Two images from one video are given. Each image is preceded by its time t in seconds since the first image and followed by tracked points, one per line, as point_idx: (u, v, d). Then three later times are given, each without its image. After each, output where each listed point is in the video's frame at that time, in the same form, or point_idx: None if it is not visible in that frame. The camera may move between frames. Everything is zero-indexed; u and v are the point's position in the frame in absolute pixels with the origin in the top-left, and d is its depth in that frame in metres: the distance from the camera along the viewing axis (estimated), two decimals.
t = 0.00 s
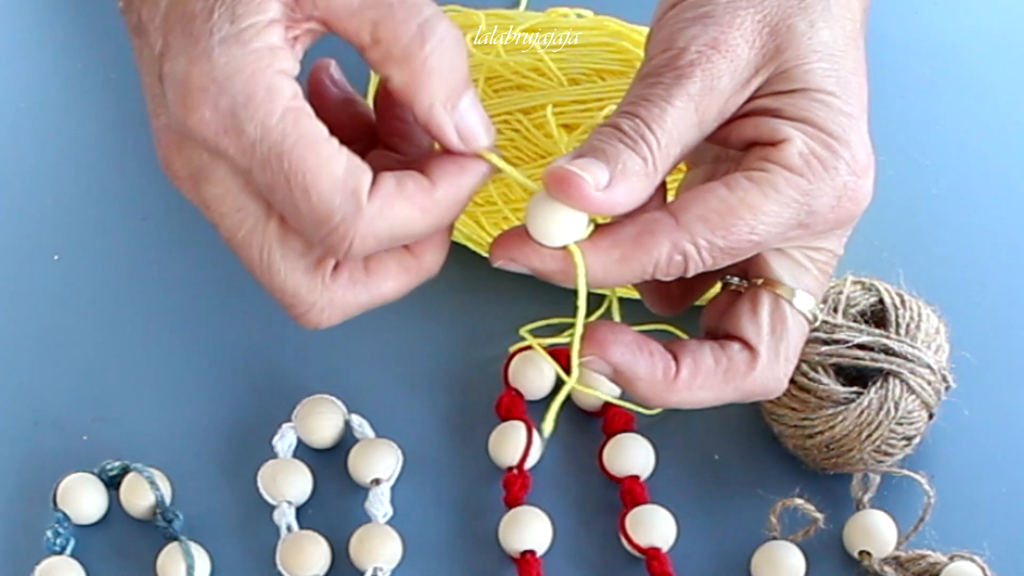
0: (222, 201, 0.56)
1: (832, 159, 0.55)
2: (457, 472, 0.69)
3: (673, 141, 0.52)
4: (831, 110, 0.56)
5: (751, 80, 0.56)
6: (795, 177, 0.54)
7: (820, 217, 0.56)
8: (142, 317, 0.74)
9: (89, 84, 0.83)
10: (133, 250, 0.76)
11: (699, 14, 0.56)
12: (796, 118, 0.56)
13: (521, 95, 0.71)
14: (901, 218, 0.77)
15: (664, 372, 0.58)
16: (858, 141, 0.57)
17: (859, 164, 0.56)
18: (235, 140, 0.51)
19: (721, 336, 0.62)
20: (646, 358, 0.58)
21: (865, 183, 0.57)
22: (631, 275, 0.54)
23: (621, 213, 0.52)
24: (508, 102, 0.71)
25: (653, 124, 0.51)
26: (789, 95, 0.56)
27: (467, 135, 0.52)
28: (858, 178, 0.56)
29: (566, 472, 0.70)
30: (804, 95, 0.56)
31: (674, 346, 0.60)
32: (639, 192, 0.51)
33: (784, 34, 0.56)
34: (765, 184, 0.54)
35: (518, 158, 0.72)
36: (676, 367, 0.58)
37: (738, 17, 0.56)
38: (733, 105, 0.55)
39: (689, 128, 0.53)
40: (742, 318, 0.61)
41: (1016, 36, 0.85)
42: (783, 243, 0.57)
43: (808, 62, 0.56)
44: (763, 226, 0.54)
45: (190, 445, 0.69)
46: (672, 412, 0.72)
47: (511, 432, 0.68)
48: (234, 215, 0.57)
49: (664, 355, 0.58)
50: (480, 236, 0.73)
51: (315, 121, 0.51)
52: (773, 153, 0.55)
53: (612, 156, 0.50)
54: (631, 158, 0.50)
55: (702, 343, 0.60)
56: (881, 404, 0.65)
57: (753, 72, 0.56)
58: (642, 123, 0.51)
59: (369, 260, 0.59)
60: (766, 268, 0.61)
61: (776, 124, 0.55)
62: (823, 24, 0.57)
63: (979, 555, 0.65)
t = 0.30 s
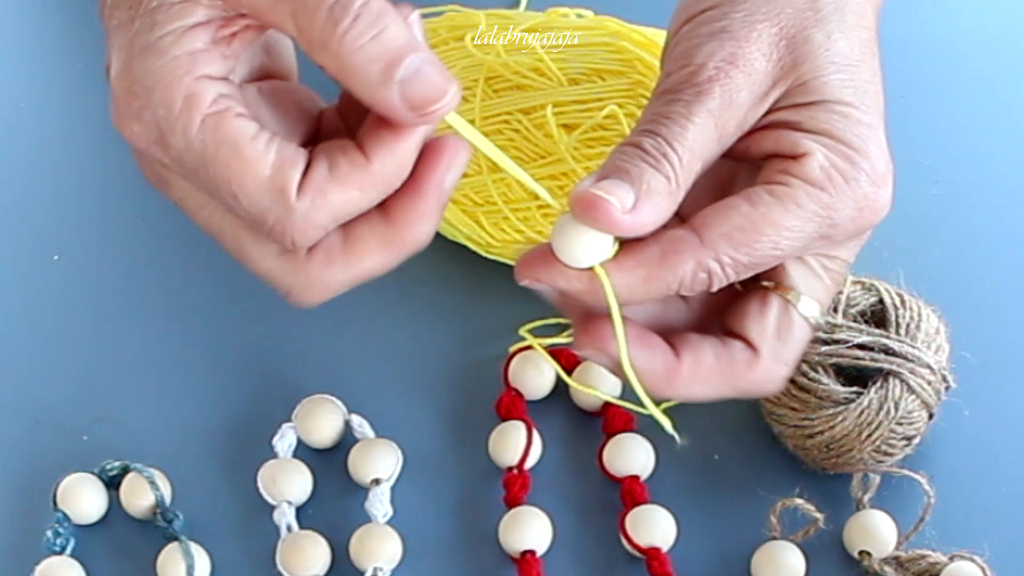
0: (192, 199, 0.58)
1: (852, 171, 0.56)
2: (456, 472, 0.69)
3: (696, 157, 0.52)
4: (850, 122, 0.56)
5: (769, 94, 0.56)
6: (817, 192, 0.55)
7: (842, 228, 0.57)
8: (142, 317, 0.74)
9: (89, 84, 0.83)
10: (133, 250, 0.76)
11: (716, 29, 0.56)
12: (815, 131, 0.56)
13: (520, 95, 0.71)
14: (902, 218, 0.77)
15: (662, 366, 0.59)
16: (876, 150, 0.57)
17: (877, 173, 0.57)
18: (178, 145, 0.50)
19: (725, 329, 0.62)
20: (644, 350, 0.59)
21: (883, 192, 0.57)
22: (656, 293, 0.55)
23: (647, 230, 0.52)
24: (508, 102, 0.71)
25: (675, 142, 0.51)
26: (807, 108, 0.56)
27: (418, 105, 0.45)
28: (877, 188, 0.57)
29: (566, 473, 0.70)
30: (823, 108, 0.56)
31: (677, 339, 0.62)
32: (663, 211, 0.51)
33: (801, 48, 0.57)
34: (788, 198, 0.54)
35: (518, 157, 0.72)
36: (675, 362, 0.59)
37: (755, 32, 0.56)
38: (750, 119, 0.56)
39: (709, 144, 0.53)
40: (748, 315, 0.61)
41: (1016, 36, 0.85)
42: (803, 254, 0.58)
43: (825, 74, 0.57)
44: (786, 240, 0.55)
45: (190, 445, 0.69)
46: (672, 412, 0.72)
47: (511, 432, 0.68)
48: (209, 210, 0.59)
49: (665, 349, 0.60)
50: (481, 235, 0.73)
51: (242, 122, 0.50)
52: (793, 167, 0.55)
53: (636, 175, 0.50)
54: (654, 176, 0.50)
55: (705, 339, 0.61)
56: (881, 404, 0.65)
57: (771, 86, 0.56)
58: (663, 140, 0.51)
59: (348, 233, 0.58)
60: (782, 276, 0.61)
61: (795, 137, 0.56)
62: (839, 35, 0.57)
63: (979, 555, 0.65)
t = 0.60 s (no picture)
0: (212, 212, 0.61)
1: (856, 179, 0.56)
2: (456, 472, 0.69)
3: (701, 155, 0.52)
4: (855, 129, 0.56)
5: (776, 97, 0.56)
6: (819, 198, 0.55)
7: (841, 236, 0.57)
8: (142, 317, 0.74)
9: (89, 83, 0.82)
10: (133, 250, 0.76)
11: (729, 29, 0.56)
12: (821, 137, 0.56)
13: (520, 95, 0.71)
14: (901, 218, 0.77)
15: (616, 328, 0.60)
16: (879, 158, 0.57)
17: (879, 182, 0.57)
18: (187, 197, 0.53)
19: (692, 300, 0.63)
20: (600, 313, 0.59)
21: (882, 201, 0.57)
22: (653, 289, 0.55)
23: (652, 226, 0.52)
24: (509, 102, 0.72)
25: (682, 138, 0.51)
26: (814, 113, 0.56)
27: (344, 114, 0.45)
28: (876, 197, 0.57)
29: (566, 472, 0.70)
30: (829, 114, 0.56)
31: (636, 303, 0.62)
32: (667, 207, 0.50)
33: (810, 55, 0.56)
34: (789, 204, 0.54)
35: (518, 157, 0.72)
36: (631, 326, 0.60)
37: (767, 34, 0.56)
38: (757, 120, 0.55)
39: (715, 143, 0.53)
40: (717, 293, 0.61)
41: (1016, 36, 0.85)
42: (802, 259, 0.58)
43: (833, 80, 0.56)
44: (787, 246, 0.55)
45: (190, 445, 0.69)
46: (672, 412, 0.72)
47: (511, 432, 0.68)
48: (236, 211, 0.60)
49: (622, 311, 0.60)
50: (481, 235, 0.73)
51: (227, 160, 0.52)
52: (797, 172, 0.55)
53: (642, 171, 0.49)
54: (659, 172, 0.50)
55: (665, 309, 0.61)
56: (881, 404, 0.65)
57: (779, 90, 0.56)
58: (671, 136, 0.51)
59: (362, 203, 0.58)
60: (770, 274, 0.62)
61: (801, 144, 0.56)
62: (848, 43, 0.57)
63: (979, 556, 0.65)
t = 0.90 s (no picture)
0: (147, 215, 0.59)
1: (833, 193, 0.58)
2: (456, 472, 0.69)
3: (682, 135, 0.52)
4: (839, 140, 0.57)
5: (768, 88, 0.56)
6: (795, 212, 0.57)
7: (813, 244, 0.60)
8: (142, 317, 0.74)
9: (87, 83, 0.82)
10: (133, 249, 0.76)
11: (730, 12, 0.57)
12: (806, 143, 0.57)
13: (521, 95, 0.72)
14: (902, 219, 0.77)
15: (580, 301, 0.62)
16: (857, 170, 0.59)
17: (854, 194, 0.59)
18: (143, 248, 0.54)
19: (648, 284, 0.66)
20: (563, 281, 0.61)
21: (855, 212, 0.60)
22: (622, 276, 0.58)
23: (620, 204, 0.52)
24: (509, 102, 0.72)
25: (665, 116, 0.52)
26: (801, 116, 0.57)
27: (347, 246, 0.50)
28: (851, 209, 0.59)
29: (566, 473, 0.70)
30: (816, 120, 0.57)
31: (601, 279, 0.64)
32: (639, 186, 0.51)
33: (807, 53, 0.57)
34: (766, 217, 0.57)
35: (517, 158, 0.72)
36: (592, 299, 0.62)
37: (768, 24, 0.56)
38: (749, 108, 0.56)
39: (699, 125, 0.53)
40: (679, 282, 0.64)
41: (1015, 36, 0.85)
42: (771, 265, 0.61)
43: (824, 83, 0.57)
44: (759, 258, 0.58)
45: (190, 445, 0.69)
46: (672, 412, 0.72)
47: (511, 432, 0.68)
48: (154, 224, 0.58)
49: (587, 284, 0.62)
50: (482, 236, 0.73)
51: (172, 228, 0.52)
52: (776, 184, 0.57)
53: (617, 149, 0.50)
54: (635, 151, 0.50)
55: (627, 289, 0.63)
56: (881, 404, 0.65)
57: (772, 81, 0.56)
58: (653, 114, 0.51)
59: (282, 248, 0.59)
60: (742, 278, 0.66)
61: (785, 152, 0.57)
62: (843, 46, 0.58)
63: (979, 555, 0.65)
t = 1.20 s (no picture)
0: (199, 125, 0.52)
1: (828, 191, 0.58)
2: (456, 472, 0.69)
3: (669, 119, 0.52)
4: (836, 141, 0.58)
5: (764, 84, 0.56)
6: (791, 211, 0.57)
7: (806, 242, 0.60)
8: (141, 317, 0.74)
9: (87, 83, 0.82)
10: (133, 250, 0.76)
11: (729, 5, 0.57)
12: (802, 142, 0.57)
13: (520, 95, 0.70)
14: (902, 219, 0.77)
15: (574, 286, 0.62)
16: (851, 170, 0.59)
17: (849, 194, 0.59)
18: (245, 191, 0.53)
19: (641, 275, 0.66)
20: (560, 267, 0.62)
21: (851, 212, 0.60)
22: (619, 268, 0.59)
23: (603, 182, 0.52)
24: (508, 103, 0.70)
25: (654, 98, 0.52)
26: (797, 115, 0.57)
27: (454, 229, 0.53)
28: (845, 209, 0.59)
29: (566, 473, 0.70)
30: (812, 118, 0.57)
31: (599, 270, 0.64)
32: (621, 165, 0.51)
33: (806, 51, 0.57)
34: (761, 215, 0.57)
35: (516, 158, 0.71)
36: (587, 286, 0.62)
37: (768, 17, 0.56)
38: (741, 102, 0.56)
39: (688, 113, 0.53)
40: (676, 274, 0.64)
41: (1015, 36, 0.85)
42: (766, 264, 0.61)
43: (821, 82, 0.57)
44: (754, 256, 0.58)
45: (190, 445, 0.70)
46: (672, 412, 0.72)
47: (511, 432, 0.68)
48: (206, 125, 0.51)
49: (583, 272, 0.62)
50: (481, 235, 0.73)
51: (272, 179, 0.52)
52: (771, 181, 0.57)
53: (601, 126, 0.50)
54: (618, 129, 0.50)
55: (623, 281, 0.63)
56: (881, 404, 0.65)
57: (769, 77, 0.56)
58: (642, 94, 0.51)
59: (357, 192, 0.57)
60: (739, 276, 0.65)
61: (779, 151, 0.57)
62: (844, 45, 0.58)
63: (979, 555, 0.65)
